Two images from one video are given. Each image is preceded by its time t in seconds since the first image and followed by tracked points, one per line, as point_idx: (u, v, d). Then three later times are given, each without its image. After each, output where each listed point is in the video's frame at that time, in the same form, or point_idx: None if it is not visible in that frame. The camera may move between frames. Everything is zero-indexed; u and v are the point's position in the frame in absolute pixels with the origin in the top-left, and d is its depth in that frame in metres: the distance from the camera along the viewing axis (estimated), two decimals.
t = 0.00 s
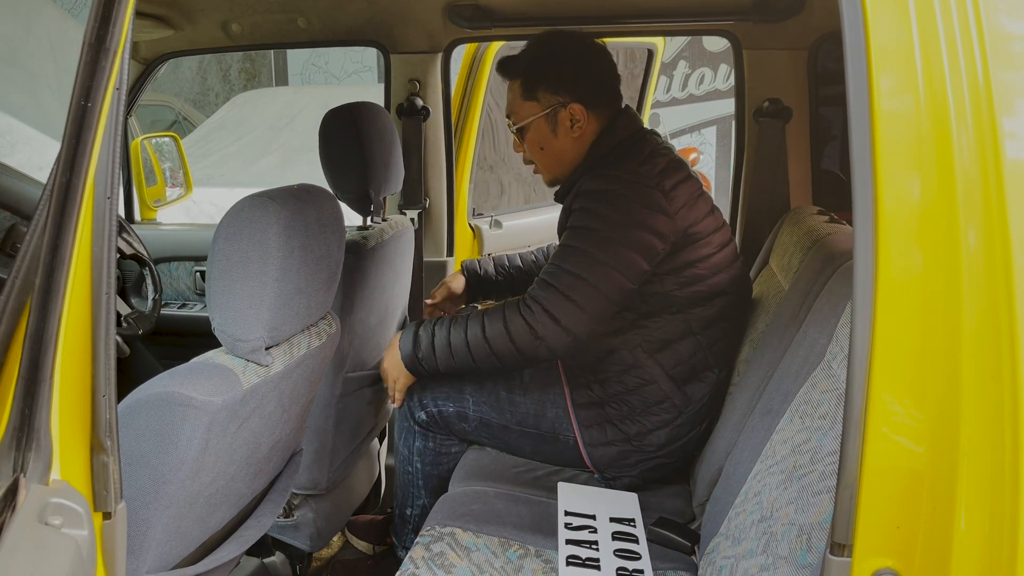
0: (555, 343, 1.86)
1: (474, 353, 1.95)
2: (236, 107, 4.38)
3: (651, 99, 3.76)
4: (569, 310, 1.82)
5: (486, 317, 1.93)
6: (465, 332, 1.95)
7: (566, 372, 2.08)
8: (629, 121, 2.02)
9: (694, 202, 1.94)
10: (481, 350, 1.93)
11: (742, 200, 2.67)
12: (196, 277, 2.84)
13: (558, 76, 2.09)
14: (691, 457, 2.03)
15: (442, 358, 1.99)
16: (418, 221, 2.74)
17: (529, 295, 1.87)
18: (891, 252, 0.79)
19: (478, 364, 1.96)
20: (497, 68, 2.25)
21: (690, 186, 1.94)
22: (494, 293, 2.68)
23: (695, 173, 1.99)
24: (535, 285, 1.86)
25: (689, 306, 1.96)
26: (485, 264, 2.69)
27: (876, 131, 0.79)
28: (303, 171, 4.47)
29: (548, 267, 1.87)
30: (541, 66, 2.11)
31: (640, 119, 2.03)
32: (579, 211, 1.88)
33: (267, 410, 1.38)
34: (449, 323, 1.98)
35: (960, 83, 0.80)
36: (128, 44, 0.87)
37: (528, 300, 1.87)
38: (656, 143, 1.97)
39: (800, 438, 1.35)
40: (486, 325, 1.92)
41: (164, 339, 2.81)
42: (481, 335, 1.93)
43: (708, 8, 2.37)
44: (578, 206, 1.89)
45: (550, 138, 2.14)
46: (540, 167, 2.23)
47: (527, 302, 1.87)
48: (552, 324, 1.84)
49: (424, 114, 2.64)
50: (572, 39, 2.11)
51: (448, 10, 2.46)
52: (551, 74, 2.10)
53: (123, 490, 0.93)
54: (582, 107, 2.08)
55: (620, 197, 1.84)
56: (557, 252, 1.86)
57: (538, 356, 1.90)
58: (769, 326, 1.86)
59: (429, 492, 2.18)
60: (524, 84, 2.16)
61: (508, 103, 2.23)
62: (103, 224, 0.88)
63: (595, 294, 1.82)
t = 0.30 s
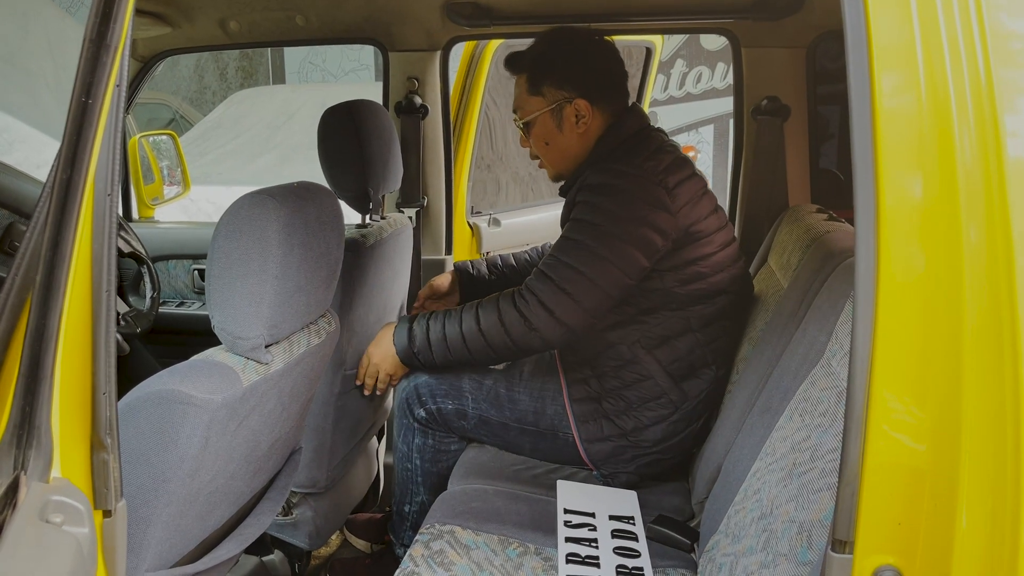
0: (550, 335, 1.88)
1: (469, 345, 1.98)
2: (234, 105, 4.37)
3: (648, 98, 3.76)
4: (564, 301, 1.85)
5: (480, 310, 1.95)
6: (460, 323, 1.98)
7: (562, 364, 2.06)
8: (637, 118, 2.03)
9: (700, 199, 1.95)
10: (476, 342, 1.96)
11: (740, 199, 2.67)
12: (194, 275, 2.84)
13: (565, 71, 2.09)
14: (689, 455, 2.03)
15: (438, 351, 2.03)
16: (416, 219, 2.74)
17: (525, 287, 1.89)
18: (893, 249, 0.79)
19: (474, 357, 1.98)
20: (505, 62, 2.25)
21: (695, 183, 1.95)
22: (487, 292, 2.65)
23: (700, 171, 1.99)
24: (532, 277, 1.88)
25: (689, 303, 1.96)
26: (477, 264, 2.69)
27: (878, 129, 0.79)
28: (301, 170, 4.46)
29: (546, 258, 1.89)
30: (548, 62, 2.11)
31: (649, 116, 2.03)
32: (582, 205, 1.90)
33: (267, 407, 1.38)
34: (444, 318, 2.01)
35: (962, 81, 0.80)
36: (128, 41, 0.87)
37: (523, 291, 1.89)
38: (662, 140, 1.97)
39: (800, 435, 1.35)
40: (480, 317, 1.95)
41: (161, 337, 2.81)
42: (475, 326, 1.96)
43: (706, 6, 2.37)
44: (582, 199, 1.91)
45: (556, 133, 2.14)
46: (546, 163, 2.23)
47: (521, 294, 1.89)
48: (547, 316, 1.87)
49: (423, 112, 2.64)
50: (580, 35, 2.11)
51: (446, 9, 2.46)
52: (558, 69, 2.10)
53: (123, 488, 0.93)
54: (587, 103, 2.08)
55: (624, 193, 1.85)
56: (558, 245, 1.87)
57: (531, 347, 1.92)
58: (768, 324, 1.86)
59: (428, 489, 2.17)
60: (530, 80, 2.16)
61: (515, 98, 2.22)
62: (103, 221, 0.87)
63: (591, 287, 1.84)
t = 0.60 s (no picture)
0: (543, 321, 1.90)
1: (463, 333, 1.98)
2: (232, 103, 4.37)
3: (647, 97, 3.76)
4: (558, 288, 1.86)
5: (474, 298, 1.96)
6: (454, 312, 1.98)
7: (558, 356, 2.07)
8: (645, 114, 2.02)
9: (705, 197, 1.96)
10: (470, 328, 1.97)
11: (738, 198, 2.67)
12: (192, 274, 2.84)
13: (579, 64, 2.10)
14: (687, 453, 2.03)
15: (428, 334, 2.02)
16: (415, 218, 2.72)
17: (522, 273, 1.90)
18: (891, 249, 0.79)
19: (469, 346, 1.99)
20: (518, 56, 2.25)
21: (700, 181, 1.96)
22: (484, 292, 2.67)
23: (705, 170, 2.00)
24: (530, 264, 1.89)
25: (689, 301, 1.96)
26: (472, 264, 2.68)
27: (877, 129, 0.79)
28: (300, 168, 4.46)
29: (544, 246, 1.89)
30: (562, 56, 2.12)
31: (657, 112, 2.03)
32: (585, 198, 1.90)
33: (265, 407, 1.38)
34: (437, 307, 2.01)
35: (961, 81, 0.80)
36: (127, 40, 0.87)
37: (519, 278, 1.91)
38: (670, 138, 1.97)
39: (798, 434, 1.35)
40: (474, 305, 1.96)
41: (157, 336, 2.80)
42: (470, 315, 1.96)
43: (705, 5, 2.37)
44: (586, 191, 1.91)
45: (567, 126, 2.14)
46: (555, 157, 2.22)
47: (517, 281, 1.91)
48: (542, 303, 1.88)
49: (421, 110, 2.63)
50: (592, 31, 2.11)
51: (445, 8, 2.46)
52: (571, 63, 2.11)
53: (121, 487, 0.93)
54: (601, 98, 2.08)
55: (629, 188, 1.86)
56: (557, 235, 1.88)
57: (526, 333, 1.93)
58: (766, 322, 1.87)
59: (426, 486, 2.17)
60: (544, 72, 2.16)
61: (525, 91, 2.22)
62: (101, 221, 0.87)
63: (588, 279, 1.85)
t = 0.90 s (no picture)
0: (546, 326, 1.90)
1: (466, 338, 1.99)
2: (231, 101, 4.37)
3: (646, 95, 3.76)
4: (559, 293, 1.87)
5: (476, 302, 1.96)
6: (456, 315, 1.99)
7: (557, 355, 2.07)
8: (642, 113, 2.03)
9: (700, 195, 1.96)
10: (472, 332, 1.97)
11: (737, 196, 2.68)
12: (191, 272, 2.83)
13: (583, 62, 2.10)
14: (685, 451, 2.03)
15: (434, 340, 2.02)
16: (414, 216, 2.72)
17: (522, 278, 1.90)
18: (888, 247, 0.79)
19: (471, 349, 2.00)
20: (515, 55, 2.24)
21: (696, 180, 1.96)
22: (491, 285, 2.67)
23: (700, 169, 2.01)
24: (531, 270, 1.89)
25: (688, 299, 1.97)
26: (476, 258, 2.68)
27: (875, 127, 0.80)
28: (299, 167, 4.46)
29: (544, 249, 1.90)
30: (564, 54, 2.12)
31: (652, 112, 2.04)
32: (583, 195, 1.91)
33: (264, 405, 1.38)
34: (439, 310, 2.01)
35: (958, 79, 0.80)
36: (125, 39, 0.87)
37: (520, 283, 1.91)
38: (665, 137, 1.98)
39: (796, 433, 1.35)
40: (477, 309, 1.96)
41: (156, 334, 2.80)
42: (472, 318, 1.97)
43: (703, 4, 2.37)
44: (582, 193, 1.91)
45: (571, 124, 2.14)
46: (555, 157, 2.22)
47: (518, 285, 1.91)
48: (544, 307, 1.88)
49: (418, 109, 2.63)
50: (595, 30, 2.12)
51: (444, 6, 2.46)
52: (574, 62, 2.11)
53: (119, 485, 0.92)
54: (605, 96, 2.09)
55: (627, 188, 1.86)
56: (556, 239, 1.89)
57: (528, 337, 1.94)
58: (764, 321, 1.87)
59: (425, 485, 2.17)
60: (546, 70, 2.15)
61: (525, 89, 2.20)
62: (99, 220, 0.87)
63: (588, 280, 1.86)
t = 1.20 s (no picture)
0: (542, 310, 1.90)
1: (459, 321, 1.99)
2: (230, 100, 4.36)
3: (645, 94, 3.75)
4: (557, 276, 1.87)
5: (471, 285, 1.97)
6: (450, 299, 1.98)
7: (556, 355, 2.07)
8: (639, 113, 2.04)
9: (697, 192, 1.95)
10: (465, 316, 1.97)
11: (736, 195, 2.67)
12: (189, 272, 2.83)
13: (583, 62, 2.11)
14: (684, 451, 2.03)
15: (426, 324, 2.02)
16: (412, 215, 2.73)
17: (520, 263, 1.91)
18: (885, 246, 0.79)
19: (463, 334, 2.00)
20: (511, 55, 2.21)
21: (694, 176, 1.95)
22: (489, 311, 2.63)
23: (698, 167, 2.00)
24: (530, 254, 1.90)
25: (688, 298, 1.96)
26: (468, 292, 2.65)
27: (872, 126, 0.79)
28: (299, 166, 4.46)
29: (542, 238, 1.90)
30: (564, 54, 2.12)
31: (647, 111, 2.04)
32: (582, 189, 1.91)
33: (262, 405, 1.38)
34: (433, 294, 2.01)
35: (956, 79, 0.80)
36: (121, 38, 0.86)
37: (517, 269, 1.91)
38: (660, 135, 1.98)
39: (794, 432, 1.35)
40: (472, 294, 1.96)
41: (155, 333, 2.80)
42: (467, 303, 1.96)
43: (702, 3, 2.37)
44: (581, 184, 1.92)
45: (572, 123, 2.14)
46: (554, 157, 2.20)
47: (515, 270, 1.91)
48: (541, 292, 1.89)
49: (418, 108, 2.63)
50: (593, 30, 2.13)
51: (443, 6, 2.46)
52: (575, 61, 2.11)
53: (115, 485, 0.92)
54: (605, 94, 2.10)
55: (626, 178, 1.87)
56: (554, 224, 1.89)
57: (523, 323, 1.94)
58: (763, 320, 1.87)
59: (424, 486, 2.17)
60: (547, 70, 2.14)
61: (523, 88, 2.19)
62: (96, 221, 0.87)
63: (587, 268, 1.86)
